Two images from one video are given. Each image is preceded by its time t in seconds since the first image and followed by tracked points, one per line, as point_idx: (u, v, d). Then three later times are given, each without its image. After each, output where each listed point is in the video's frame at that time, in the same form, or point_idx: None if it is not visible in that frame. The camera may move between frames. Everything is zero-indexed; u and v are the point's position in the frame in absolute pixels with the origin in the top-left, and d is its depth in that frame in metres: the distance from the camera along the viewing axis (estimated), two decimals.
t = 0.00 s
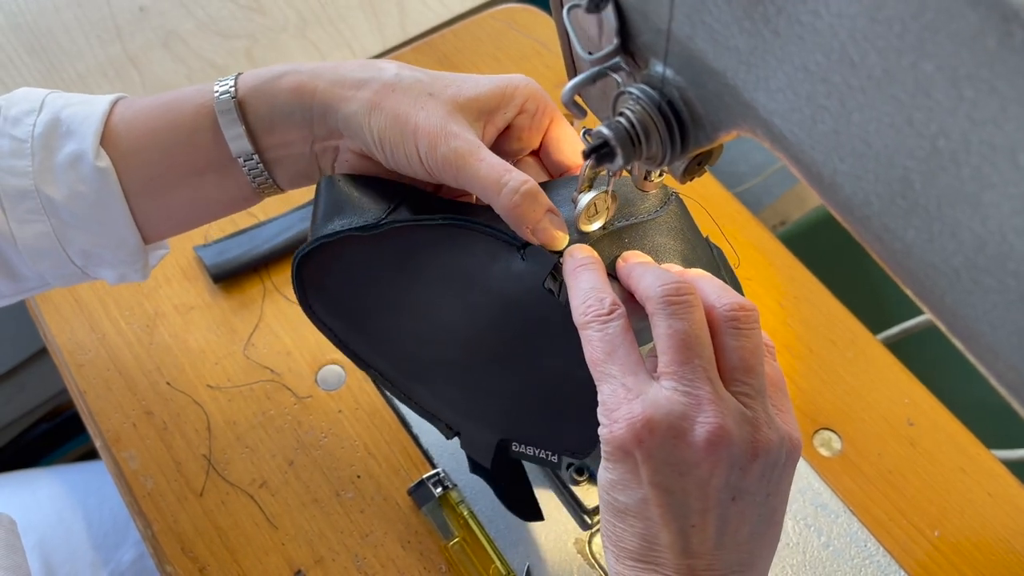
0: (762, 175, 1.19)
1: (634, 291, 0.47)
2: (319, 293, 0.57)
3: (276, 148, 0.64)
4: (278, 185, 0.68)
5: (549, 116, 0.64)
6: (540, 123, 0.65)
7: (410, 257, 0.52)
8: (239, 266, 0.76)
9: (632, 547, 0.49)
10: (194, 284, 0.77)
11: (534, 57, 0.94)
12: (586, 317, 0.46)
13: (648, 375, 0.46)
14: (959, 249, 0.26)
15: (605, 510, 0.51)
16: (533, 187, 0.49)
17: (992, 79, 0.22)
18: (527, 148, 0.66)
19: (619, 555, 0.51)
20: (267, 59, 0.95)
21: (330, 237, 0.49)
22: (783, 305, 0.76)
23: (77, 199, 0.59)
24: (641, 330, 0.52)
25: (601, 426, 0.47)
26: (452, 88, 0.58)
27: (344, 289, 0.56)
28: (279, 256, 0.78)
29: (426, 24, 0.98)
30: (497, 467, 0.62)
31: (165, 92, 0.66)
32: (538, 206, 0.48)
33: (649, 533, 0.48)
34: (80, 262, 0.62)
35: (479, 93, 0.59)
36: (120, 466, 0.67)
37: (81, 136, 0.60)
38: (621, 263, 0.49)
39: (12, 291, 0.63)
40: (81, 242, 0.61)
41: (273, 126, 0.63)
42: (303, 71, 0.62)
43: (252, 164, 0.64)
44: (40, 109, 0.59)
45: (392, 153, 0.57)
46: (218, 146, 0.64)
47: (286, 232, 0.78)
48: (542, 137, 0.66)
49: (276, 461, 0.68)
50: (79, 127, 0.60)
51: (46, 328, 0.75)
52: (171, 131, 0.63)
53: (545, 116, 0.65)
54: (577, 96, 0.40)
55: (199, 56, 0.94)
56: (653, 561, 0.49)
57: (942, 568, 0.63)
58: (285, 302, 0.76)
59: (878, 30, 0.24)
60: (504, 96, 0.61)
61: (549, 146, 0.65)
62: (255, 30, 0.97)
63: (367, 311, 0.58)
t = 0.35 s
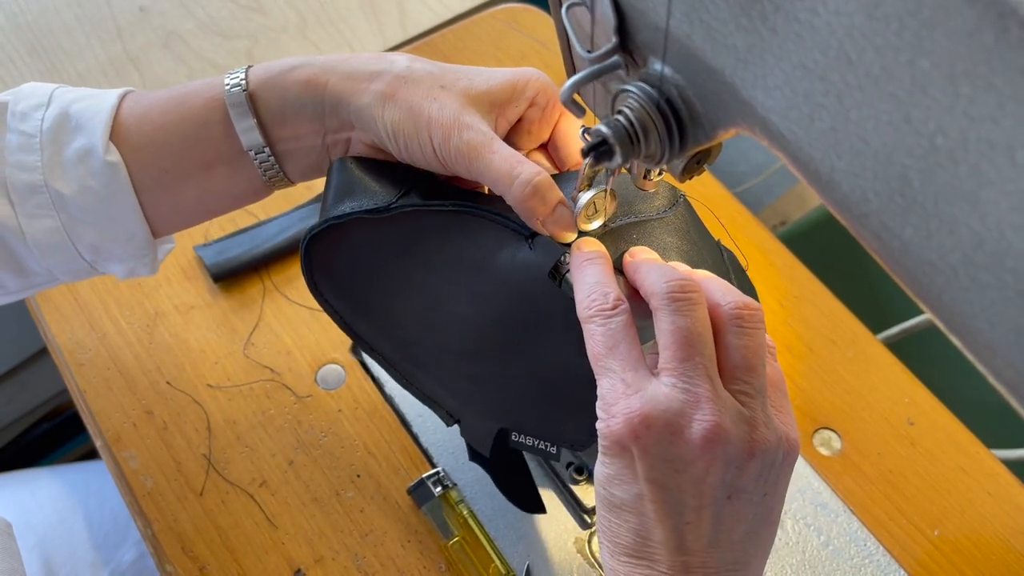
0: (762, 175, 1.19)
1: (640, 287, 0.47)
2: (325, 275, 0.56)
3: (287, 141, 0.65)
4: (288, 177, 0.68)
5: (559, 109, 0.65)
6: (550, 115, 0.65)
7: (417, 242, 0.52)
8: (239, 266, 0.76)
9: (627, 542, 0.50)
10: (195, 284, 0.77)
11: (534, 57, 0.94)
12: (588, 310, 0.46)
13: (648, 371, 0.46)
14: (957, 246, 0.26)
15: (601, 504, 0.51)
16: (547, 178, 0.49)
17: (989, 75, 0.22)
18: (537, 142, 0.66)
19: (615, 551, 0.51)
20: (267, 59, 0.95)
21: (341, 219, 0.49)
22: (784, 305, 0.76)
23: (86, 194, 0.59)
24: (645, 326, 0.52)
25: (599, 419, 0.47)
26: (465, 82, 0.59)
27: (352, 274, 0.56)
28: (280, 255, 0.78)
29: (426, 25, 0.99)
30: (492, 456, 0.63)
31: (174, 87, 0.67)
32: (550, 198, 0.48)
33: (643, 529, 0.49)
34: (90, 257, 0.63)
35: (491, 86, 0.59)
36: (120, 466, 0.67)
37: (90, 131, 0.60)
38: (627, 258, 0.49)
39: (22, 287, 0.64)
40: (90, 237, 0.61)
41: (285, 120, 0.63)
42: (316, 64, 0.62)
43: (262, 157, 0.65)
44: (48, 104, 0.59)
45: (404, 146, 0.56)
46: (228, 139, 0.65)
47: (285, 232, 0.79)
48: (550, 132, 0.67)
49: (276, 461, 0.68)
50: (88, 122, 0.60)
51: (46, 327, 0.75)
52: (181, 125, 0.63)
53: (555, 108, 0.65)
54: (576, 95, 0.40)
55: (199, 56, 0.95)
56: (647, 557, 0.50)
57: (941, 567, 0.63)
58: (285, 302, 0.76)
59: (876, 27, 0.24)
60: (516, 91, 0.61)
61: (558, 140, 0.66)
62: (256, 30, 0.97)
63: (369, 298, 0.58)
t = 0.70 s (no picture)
0: (762, 175, 1.20)
1: (642, 289, 0.47)
2: (328, 263, 0.56)
3: (290, 138, 0.65)
4: (291, 175, 0.68)
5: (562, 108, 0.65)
6: (553, 114, 0.65)
7: (422, 237, 0.52)
8: (240, 266, 0.77)
9: (630, 549, 0.50)
10: (196, 284, 0.77)
11: (534, 57, 0.94)
12: (578, 319, 0.46)
13: (643, 377, 0.46)
14: (956, 245, 0.26)
15: (604, 512, 0.51)
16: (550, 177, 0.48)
17: (988, 75, 0.22)
18: (540, 140, 0.67)
19: (617, 557, 0.51)
20: (267, 59, 0.95)
21: (344, 203, 0.48)
22: (785, 304, 0.76)
23: (88, 191, 0.59)
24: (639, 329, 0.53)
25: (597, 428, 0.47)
26: (467, 80, 0.59)
27: (358, 263, 0.56)
28: (281, 255, 0.78)
29: (427, 25, 0.99)
30: (481, 449, 0.64)
31: (176, 84, 0.67)
32: (553, 198, 0.48)
33: (645, 535, 0.49)
34: (92, 255, 0.63)
35: (492, 84, 0.59)
36: (122, 466, 0.67)
37: (92, 128, 0.60)
38: (631, 257, 0.50)
39: (24, 285, 0.64)
40: (93, 234, 0.61)
41: (288, 117, 0.63)
42: (318, 63, 0.63)
43: (265, 155, 0.65)
44: (51, 101, 0.59)
45: (408, 146, 0.54)
46: (231, 137, 0.65)
47: (286, 232, 0.79)
48: (554, 131, 0.67)
49: (277, 460, 0.68)
50: (91, 119, 0.60)
51: (47, 326, 0.75)
52: (184, 121, 0.63)
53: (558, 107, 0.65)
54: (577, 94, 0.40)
55: (199, 56, 0.95)
56: (649, 563, 0.50)
57: (941, 567, 0.63)
58: (286, 302, 0.77)
59: (876, 28, 0.25)
60: (518, 88, 0.61)
61: (561, 138, 0.67)
62: (257, 30, 0.97)
63: (378, 289, 0.58)
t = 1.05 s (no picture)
0: (762, 176, 1.20)
1: (638, 290, 0.48)
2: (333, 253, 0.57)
3: (296, 137, 0.65)
4: (298, 177, 0.68)
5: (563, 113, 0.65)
6: (556, 120, 0.65)
7: (424, 225, 0.52)
8: (239, 267, 0.77)
9: (623, 547, 0.50)
10: (195, 285, 0.77)
11: (534, 58, 0.95)
12: (582, 314, 0.47)
13: (641, 374, 0.46)
14: (951, 248, 0.26)
15: (597, 509, 0.51)
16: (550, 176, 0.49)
17: (983, 79, 0.22)
18: (543, 145, 0.67)
19: (610, 556, 0.51)
20: (267, 60, 0.95)
21: (346, 201, 0.49)
22: (785, 305, 0.76)
23: (99, 192, 0.59)
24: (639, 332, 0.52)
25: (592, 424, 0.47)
26: (471, 81, 0.59)
27: (361, 252, 0.56)
28: (281, 256, 0.78)
29: (426, 26, 0.99)
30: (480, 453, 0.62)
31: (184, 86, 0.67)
32: (550, 196, 0.48)
33: (638, 533, 0.49)
34: (100, 257, 0.63)
35: (496, 88, 0.59)
36: (121, 467, 0.68)
37: (102, 130, 0.60)
38: (627, 260, 0.50)
39: (29, 289, 0.64)
40: (102, 235, 0.61)
41: (295, 116, 0.63)
42: (326, 61, 0.63)
43: (272, 153, 0.65)
44: (60, 104, 0.60)
45: (409, 141, 0.55)
46: (240, 135, 0.65)
47: (286, 233, 0.79)
48: (556, 134, 0.67)
49: (277, 461, 0.68)
50: (100, 122, 0.60)
51: (46, 327, 0.75)
52: (193, 122, 0.64)
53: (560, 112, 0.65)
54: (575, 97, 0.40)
55: (199, 58, 0.95)
56: (644, 562, 0.49)
57: (939, 567, 0.63)
58: (285, 303, 0.77)
59: (871, 31, 0.25)
60: (522, 93, 0.61)
61: (564, 143, 0.67)
62: (256, 31, 0.98)
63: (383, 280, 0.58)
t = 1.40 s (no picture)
0: (762, 175, 1.19)
1: (643, 283, 0.47)
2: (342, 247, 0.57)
3: (304, 129, 0.65)
4: (305, 172, 0.68)
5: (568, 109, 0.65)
6: (561, 115, 0.65)
7: (429, 219, 0.53)
8: (237, 265, 0.76)
9: (620, 540, 0.49)
10: (193, 283, 0.77)
11: (534, 56, 0.94)
12: (587, 304, 0.46)
13: (644, 366, 0.46)
14: (955, 240, 0.26)
15: (595, 501, 0.50)
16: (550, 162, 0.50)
17: (987, 68, 0.22)
18: (548, 141, 0.66)
19: (609, 550, 0.50)
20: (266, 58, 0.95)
21: (355, 180, 0.50)
22: (786, 302, 0.76)
23: (108, 187, 0.59)
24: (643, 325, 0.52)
25: (594, 413, 0.47)
26: (477, 72, 0.60)
27: (367, 246, 0.57)
28: (280, 254, 0.78)
29: (425, 25, 0.99)
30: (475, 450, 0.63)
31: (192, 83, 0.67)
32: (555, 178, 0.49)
33: (637, 525, 0.48)
34: (107, 254, 0.62)
35: (501, 80, 0.60)
36: (119, 466, 0.67)
37: (113, 126, 0.60)
38: (632, 253, 0.50)
39: (37, 286, 0.64)
40: (110, 231, 0.61)
41: (304, 107, 0.64)
42: (335, 53, 0.63)
43: (280, 146, 0.65)
44: (69, 101, 0.59)
45: (413, 130, 0.56)
46: (250, 128, 0.65)
47: (284, 231, 0.78)
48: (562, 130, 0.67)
49: (275, 460, 0.68)
50: (110, 118, 0.60)
51: (44, 327, 0.75)
52: (204, 116, 0.64)
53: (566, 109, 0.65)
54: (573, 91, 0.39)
55: (198, 56, 0.94)
56: (642, 556, 0.49)
57: (941, 565, 0.62)
58: (283, 301, 0.76)
59: (873, 21, 0.24)
60: (527, 87, 0.61)
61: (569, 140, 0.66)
62: (255, 29, 0.97)
63: (385, 279, 0.58)
